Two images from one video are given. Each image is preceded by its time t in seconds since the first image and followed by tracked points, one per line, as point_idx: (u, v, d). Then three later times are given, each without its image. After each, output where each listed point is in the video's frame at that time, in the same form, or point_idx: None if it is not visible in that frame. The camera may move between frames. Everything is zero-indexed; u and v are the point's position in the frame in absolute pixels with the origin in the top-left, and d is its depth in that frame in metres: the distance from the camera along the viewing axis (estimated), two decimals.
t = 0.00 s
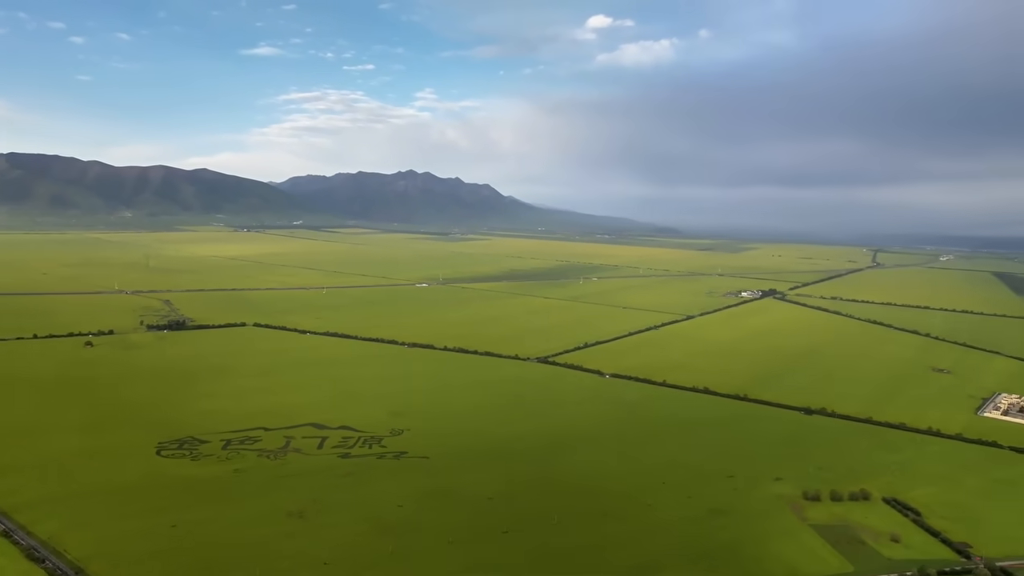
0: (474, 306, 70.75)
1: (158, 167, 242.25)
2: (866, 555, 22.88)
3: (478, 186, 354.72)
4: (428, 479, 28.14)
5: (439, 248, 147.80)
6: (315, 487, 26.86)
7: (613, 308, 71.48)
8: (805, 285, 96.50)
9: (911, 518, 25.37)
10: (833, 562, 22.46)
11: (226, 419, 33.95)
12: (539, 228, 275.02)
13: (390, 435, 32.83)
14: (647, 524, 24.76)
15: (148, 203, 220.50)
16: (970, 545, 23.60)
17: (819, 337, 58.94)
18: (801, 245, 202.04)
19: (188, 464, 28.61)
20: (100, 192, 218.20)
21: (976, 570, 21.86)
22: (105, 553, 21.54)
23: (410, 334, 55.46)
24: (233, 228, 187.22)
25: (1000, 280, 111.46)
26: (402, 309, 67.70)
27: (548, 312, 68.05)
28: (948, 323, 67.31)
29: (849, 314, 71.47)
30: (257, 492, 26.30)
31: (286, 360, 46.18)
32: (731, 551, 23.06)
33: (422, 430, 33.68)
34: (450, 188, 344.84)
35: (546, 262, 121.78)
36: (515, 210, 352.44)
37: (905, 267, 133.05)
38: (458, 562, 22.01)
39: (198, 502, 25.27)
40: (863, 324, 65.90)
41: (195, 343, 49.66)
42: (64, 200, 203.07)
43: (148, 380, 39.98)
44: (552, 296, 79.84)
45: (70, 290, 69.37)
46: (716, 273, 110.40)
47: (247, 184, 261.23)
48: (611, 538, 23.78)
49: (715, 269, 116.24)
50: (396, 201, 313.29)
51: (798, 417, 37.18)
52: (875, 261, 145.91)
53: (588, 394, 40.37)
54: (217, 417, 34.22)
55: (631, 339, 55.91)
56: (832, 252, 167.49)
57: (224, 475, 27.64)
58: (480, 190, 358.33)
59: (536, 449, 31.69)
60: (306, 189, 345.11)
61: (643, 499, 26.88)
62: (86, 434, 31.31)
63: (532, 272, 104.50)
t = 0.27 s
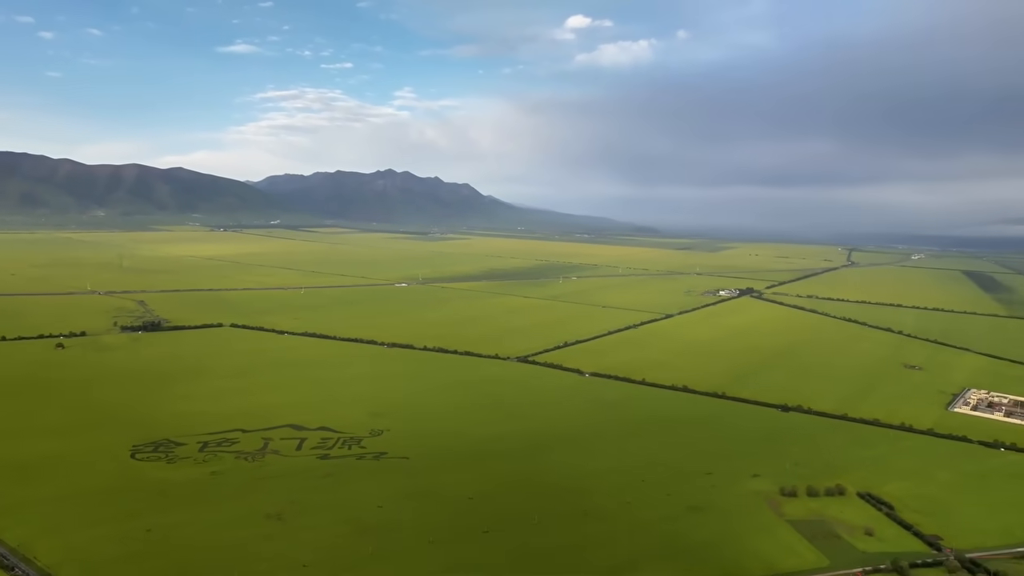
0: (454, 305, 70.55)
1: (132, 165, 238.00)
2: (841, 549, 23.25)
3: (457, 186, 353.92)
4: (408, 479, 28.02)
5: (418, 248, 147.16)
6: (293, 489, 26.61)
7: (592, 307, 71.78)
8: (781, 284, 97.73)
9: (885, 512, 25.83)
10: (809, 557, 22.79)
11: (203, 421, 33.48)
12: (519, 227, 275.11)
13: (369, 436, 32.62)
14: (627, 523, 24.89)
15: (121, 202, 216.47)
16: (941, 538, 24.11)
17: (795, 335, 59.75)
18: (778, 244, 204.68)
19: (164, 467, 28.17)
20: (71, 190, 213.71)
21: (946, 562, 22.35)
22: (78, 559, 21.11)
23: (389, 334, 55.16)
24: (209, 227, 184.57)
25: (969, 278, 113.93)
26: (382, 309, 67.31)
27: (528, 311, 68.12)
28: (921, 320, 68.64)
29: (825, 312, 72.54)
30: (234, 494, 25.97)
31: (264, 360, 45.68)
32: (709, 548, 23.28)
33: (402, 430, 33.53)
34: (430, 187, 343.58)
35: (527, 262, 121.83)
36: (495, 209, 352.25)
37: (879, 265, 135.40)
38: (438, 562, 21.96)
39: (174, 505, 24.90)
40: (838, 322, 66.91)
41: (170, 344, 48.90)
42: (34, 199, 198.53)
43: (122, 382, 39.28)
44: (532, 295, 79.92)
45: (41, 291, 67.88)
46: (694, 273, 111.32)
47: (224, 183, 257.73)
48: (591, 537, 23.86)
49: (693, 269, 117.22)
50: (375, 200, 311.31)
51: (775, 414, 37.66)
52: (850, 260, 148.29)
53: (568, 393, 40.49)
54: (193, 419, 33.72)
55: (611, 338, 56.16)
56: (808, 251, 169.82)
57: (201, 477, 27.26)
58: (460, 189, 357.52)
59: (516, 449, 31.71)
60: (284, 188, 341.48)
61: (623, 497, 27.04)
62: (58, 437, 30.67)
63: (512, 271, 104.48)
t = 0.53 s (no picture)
0: (433, 305, 70.32)
1: (104, 164, 233.52)
2: (817, 544, 23.61)
3: (437, 185, 352.94)
4: (388, 480, 27.89)
5: (398, 247, 146.45)
6: (272, 491, 26.33)
7: (572, 306, 72.04)
8: (758, 282, 98.94)
9: (860, 506, 26.28)
10: (786, 552, 23.10)
11: (178, 423, 32.98)
12: (499, 227, 275.13)
13: (348, 437, 32.41)
14: (607, 521, 25.03)
15: (93, 202, 212.30)
16: (914, 531, 24.59)
17: (772, 333, 60.56)
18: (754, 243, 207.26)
19: (138, 470, 27.69)
20: (41, 189, 209.02)
21: (918, 554, 22.81)
22: (50, 565, 20.67)
23: (369, 335, 54.84)
24: (184, 226, 181.73)
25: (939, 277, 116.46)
26: (361, 309, 66.88)
27: (508, 311, 68.17)
28: (893, 318, 69.96)
29: (800, 311, 73.61)
30: (211, 497, 25.59)
31: (242, 361, 45.16)
32: (688, 545, 23.48)
33: (381, 431, 33.37)
34: (409, 186, 342.21)
35: (506, 261, 121.80)
36: (475, 209, 351.89)
37: (852, 264, 137.73)
38: (419, 563, 21.88)
39: (150, 509, 24.49)
40: (813, 320, 67.94)
41: (145, 345, 48.11)
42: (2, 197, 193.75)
43: (95, 384, 38.55)
44: (512, 295, 79.97)
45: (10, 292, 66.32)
46: (672, 272, 112.22)
47: (200, 182, 254.11)
48: (572, 536, 23.93)
49: (672, 268, 118.14)
50: (354, 200, 309.09)
51: (753, 411, 38.14)
52: (825, 259, 150.54)
53: (548, 392, 40.59)
54: (168, 421, 33.20)
55: (590, 337, 56.39)
56: (784, 250, 172.01)
57: (178, 480, 26.87)
58: (440, 189, 356.62)
59: (497, 449, 31.70)
60: (261, 187, 337.59)
61: (603, 495, 27.21)
62: (28, 441, 29.98)
63: (492, 271, 104.40)
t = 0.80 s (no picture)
0: (413, 305, 70.00)
1: (76, 162, 228.84)
2: (793, 539, 23.93)
3: (416, 185, 351.42)
4: (367, 481, 27.71)
5: (377, 247, 145.54)
6: (249, 494, 26.02)
7: (552, 306, 72.20)
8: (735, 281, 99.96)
9: (835, 502, 26.69)
10: (764, 547, 23.39)
11: (153, 426, 32.46)
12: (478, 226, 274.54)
13: (327, 438, 32.15)
14: (587, 519, 25.12)
15: (64, 201, 207.88)
16: (887, 525, 25.05)
17: (749, 331, 61.26)
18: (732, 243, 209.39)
19: (112, 473, 27.20)
20: (10, 187, 204.11)
21: (892, 548, 23.23)
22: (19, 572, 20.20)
23: (348, 335, 54.45)
24: (159, 226, 178.66)
25: (911, 275, 118.58)
26: (339, 309, 66.36)
27: (488, 310, 68.13)
28: (867, 316, 71.12)
29: (777, 309, 74.48)
30: (187, 501, 25.22)
31: (218, 362, 44.59)
32: (667, 542, 23.68)
33: (361, 431, 33.16)
34: (388, 186, 340.33)
35: (486, 261, 121.55)
36: (454, 208, 350.93)
37: (827, 263, 139.86)
38: (399, 564, 21.77)
39: (124, 513, 24.06)
40: (790, 319, 68.84)
41: (118, 347, 47.27)
42: None
43: (67, 386, 37.80)
44: (492, 294, 79.93)
45: None
46: (651, 271, 112.94)
47: (174, 181, 250.16)
48: (552, 535, 23.98)
49: (651, 267, 118.95)
50: (332, 199, 306.46)
51: (730, 408, 38.56)
52: (800, 258, 152.61)
53: (528, 391, 40.65)
54: (143, 424, 32.66)
55: (571, 336, 56.52)
56: (761, 250, 174.00)
57: (153, 484, 26.45)
58: (419, 188, 355.09)
59: (477, 448, 31.67)
60: (238, 186, 333.31)
61: (583, 494, 27.32)
62: None
63: (471, 271, 104.20)
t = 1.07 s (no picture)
0: (392, 305, 69.60)
1: (46, 160, 223.81)
2: (771, 534, 24.24)
3: (395, 184, 349.51)
4: (347, 482, 27.52)
5: (356, 247, 144.45)
6: (227, 496, 25.71)
7: (532, 305, 72.27)
8: (714, 280, 100.89)
9: (811, 497, 27.10)
10: (742, 543, 23.67)
11: (128, 429, 31.90)
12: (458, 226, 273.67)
13: (306, 439, 31.86)
14: (567, 518, 25.21)
15: (33, 200, 203.13)
16: (862, 519, 25.49)
17: (727, 330, 61.92)
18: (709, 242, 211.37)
19: (85, 478, 26.67)
20: None
21: (866, 541, 23.66)
22: None
23: (326, 335, 54.02)
24: (132, 226, 175.36)
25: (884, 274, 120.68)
26: (318, 309, 65.75)
27: (468, 310, 67.99)
28: (841, 314, 72.25)
29: (754, 308, 75.37)
30: (163, 504, 24.82)
31: (194, 364, 43.98)
32: (647, 539, 23.82)
33: (340, 432, 32.92)
34: (367, 185, 338.04)
35: (466, 260, 121.27)
36: (434, 208, 349.64)
37: (803, 262, 141.81)
38: (379, 565, 21.65)
39: (97, 518, 23.59)
40: (767, 317, 69.70)
41: (91, 348, 46.39)
42: None
43: (38, 389, 36.99)
44: (472, 294, 79.76)
45: None
46: (631, 270, 113.58)
47: (148, 179, 245.83)
48: (533, 533, 24.00)
49: (630, 266, 119.61)
50: (310, 198, 303.51)
51: (709, 406, 38.95)
52: (776, 257, 154.53)
53: (509, 391, 40.66)
54: (117, 426, 32.10)
55: (551, 335, 56.65)
56: (738, 249, 175.79)
57: (127, 488, 26.00)
58: (398, 188, 353.07)
59: (458, 448, 31.61)
60: (214, 185, 328.65)
61: (563, 492, 27.41)
62: None
63: (451, 270, 103.90)
